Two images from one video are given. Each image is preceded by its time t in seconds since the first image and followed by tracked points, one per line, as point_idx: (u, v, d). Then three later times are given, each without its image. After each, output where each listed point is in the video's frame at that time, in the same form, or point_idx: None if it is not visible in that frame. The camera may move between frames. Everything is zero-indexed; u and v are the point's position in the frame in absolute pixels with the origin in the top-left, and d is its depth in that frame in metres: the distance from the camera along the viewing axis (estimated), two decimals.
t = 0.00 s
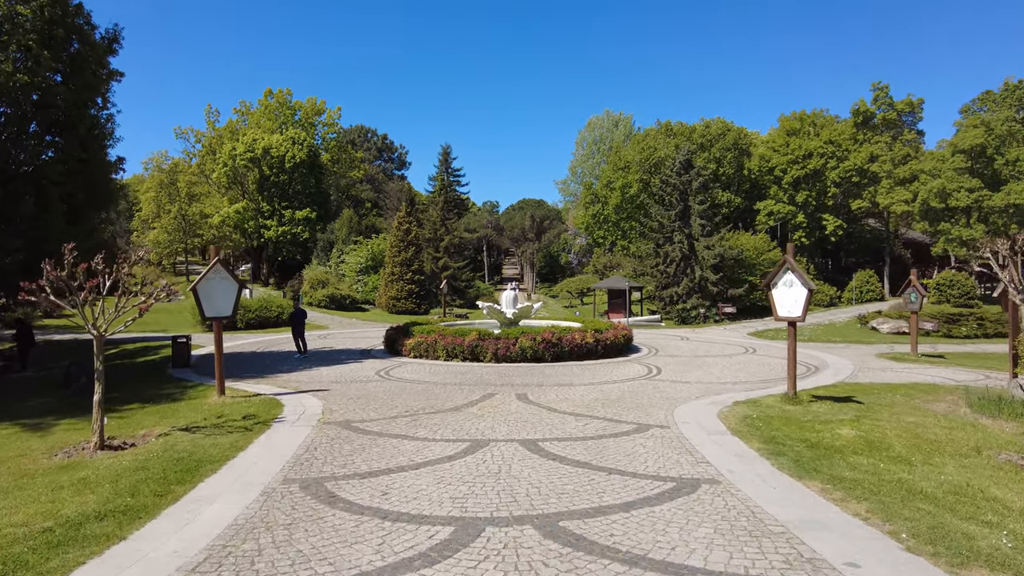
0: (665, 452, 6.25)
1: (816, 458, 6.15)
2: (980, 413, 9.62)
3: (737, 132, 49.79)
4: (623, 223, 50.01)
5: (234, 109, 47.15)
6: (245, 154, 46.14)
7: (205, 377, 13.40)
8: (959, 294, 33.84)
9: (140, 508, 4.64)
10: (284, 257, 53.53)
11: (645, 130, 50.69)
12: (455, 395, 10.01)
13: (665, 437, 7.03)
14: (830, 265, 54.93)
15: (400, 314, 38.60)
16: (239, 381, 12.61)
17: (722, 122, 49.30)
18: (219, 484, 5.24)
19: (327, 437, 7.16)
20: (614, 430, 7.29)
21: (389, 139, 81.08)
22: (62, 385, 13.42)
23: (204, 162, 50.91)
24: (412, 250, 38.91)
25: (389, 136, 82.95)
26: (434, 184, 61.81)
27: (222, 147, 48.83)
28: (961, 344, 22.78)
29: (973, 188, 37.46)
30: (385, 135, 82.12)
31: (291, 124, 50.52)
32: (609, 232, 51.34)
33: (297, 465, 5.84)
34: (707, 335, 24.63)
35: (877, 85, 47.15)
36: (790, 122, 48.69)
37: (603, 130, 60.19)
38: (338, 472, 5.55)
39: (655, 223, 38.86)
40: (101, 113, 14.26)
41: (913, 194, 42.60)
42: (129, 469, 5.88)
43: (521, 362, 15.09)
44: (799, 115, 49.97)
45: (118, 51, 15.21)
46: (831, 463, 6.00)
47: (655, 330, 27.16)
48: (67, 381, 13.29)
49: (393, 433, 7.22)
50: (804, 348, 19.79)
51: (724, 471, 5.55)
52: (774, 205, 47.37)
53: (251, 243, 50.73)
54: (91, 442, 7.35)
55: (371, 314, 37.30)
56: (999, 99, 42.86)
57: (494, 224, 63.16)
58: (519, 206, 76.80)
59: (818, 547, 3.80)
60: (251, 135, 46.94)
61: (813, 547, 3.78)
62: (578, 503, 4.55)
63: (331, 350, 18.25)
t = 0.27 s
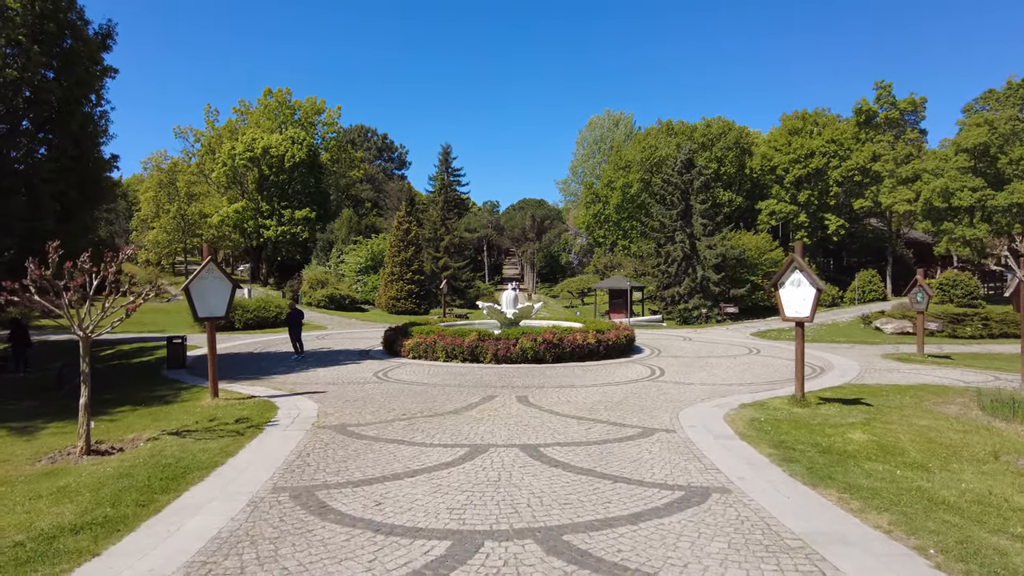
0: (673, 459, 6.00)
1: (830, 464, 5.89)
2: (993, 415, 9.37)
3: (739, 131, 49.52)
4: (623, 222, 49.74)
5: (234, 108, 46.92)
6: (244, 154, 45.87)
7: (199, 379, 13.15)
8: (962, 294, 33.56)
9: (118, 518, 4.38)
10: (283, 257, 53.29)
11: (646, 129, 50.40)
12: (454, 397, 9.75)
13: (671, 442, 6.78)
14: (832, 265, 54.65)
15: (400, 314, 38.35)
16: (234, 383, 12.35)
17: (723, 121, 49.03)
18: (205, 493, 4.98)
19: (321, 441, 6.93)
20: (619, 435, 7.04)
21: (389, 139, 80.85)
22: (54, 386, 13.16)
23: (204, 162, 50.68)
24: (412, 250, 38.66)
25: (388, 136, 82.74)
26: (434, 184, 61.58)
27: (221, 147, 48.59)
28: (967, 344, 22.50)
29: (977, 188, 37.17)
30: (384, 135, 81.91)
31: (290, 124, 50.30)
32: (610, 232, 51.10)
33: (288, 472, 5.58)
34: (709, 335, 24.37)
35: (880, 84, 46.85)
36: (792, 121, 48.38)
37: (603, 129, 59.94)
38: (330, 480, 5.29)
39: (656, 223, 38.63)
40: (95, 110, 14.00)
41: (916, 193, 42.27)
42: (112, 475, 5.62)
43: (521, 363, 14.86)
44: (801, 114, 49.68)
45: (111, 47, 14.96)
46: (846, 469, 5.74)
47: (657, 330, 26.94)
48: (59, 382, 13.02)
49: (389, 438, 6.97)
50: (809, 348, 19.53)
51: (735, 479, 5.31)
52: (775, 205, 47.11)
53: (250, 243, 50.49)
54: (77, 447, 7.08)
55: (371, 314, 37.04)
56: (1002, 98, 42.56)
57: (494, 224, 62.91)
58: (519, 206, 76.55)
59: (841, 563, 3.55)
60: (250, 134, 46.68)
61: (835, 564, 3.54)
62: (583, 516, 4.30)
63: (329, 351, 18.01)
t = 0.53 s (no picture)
0: (678, 463, 5.74)
1: (843, 468, 5.63)
2: (1005, 416, 9.11)
3: (740, 130, 49.27)
4: (624, 222, 49.46)
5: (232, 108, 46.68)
6: (243, 153, 45.62)
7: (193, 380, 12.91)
8: (966, 293, 33.28)
9: (92, 527, 4.12)
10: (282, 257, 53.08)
11: (647, 128, 50.15)
12: (452, 398, 9.50)
13: (676, 445, 6.53)
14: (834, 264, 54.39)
15: (399, 314, 38.10)
16: (228, 384, 12.11)
17: (724, 119, 48.78)
18: (187, 501, 4.72)
19: (313, 445, 6.68)
20: (622, 437, 6.80)
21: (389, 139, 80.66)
22: (45, 388, 12.92)
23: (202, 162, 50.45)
24: (411, 249, 38.41)
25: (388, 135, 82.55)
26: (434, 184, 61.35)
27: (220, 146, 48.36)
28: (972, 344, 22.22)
29: (980, 186, 36.90)
30: (384, 134, 81.73)
31: (289, 123, 50.08)
32: (610, 232, 50.88)
33: (276, 478, 5.34)
34: (711, 334, 24.12)
35: (881, 82, 46.59)
36: (794, 120, 48.09)
37: (603, 129, 59.71)
38: (319, 486, 5.04)
39: (657, 222, 38.39)
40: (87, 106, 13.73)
41: (919, 192, 41.95)
42: (91, 481, 5.36)
43: (521, 363, 14.61)
44: (802, 112, 49.41)
45: (104, 43, 14.72)
46: (860, 473, 5.49)
47: (658, 330, 26.71)
48: (50, 384, 12.78)
49: (383, 441, 6.72)
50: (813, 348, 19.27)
51: (745, 485, 5.05)
52: (777, 203, 46.90)
53: (249, 243, 50.24)
54: (61, 450, 6.83)
55: (370, 314, 36.79)
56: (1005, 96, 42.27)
57: (495, 223, 62.68)
58: (519, 206, 76.33)
59: None
60: (249, 134, 46.44)
61: None
62: (586, 527, 4.04)
63: (326, 351, 17.76)
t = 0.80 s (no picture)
0: (688, 471, 5.48)
1: (859, 475, 5.38)
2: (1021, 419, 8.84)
3: (742, 129, 49.03)
4: (625, 222, 49.25)
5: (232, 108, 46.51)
6: (242, 153, 45.42)
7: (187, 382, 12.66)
8: (970, 293, 32.99)
9: (65, 542, 3.87)
10: (282, 257, 52.86)
11: (648, 127, 49.91)
12: (451, 401, 9.24)
13: (685, 451, 6.26)
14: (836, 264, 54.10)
15: (399, 315, 37.86)
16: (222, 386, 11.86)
17: (726, 118, 48.54)
18: (170, 512, 4.46)
19: (306, 450, 6.43)
20: (627, 443, 6.55)
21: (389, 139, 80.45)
22: (38, 390, 12.68)
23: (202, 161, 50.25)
24: (411, 249, 38.17)
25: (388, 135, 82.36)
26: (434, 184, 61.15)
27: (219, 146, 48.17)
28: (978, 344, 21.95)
29: (983, 185, 36.60)
30: (385, 134, 81.54)
31: (289, 123, 49.89)
32: (611, 232, 50.66)
33: (266, 486, 5.09)
34: (714, 335, 23.86)
35: (884, 81, 46.31)
36: (796, 119, 47.87)
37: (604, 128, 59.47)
38: (310, 496, 4.80)
39: (658, 222, 38.15)
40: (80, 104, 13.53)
41: (922, 191, 41.58)
42: (71, 490, 5.10)
43: (522, 364, 14.38)
44: (804, 111, 49.14)
45: (97, 39, 14.50)
46: (878, 480, 5.23)
47: (661, 330, 26.44)
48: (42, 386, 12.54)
49: (379, 447, 6.47)
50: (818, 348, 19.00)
51: (759, 494, 4.80)
52: (779, 203, 46.67)
53: (248, 243, 50.04)
54: (45, 456, 6.57)
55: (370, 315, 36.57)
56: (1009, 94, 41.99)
57: (495, 223, 62.45)
58: (520, 206, 76.11)
59: None
60: (248, 134, 46.25)
61: None
62: (593, 542, 3.79)
63: (324, 352, 17.51)
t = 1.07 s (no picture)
0: (698, 477, 5.22)
1: (879, 482, 5.12)
2: None
3: (744, 128, 48.75)
4: (626, 221, 48.98)
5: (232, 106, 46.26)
6: (242, 152, 45.19)
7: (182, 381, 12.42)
8: (974, 293, 32.68)
9: (34, 554, 3.60)
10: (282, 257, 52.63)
11: (650, 126, 49.63)
12: (451, 403, 8.98)
13: (694, 457, 6.00)
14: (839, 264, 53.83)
15: (399, 314, 37.61)
16: (217, 386, 11.60)
17: (728, 117, 48.27)
18: (151, 521, 4.21)
19: (300, 454, 6.18)
20: (634, 446, 6.29)
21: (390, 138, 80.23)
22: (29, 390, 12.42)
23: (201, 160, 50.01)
24: (411, 248, 37.90)
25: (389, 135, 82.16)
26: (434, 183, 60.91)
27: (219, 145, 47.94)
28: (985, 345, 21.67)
29: (988, 184, 36.29)
30: (385, 133, 81.32)
31: (289, 122, 49.66)
32: (612, 231, 50.42)
33: (256, 493, 4.84)
34: (718, 335, 23.59)
35: (887, 80, 45.98)
36: (798, 118, 47.59)
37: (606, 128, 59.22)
38: (302, 504, 4.55)
39: (660, 221, 37.87)
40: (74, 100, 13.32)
41: (926, 190, 41.23)
42: (50, 496, 4.84)
43: (523, 364, 14.12)
44: (807, 110, 48.84)
45: (91, 33, 14.26)
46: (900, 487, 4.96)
47: (663, 330, 26.15)
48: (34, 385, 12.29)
49: (375, 451, 6.21)
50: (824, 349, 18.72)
51: (774, 503, 4.54)
52: (781, 202, 46.43)
53: (248, 242, 49.82)
54: (28, 459, 6.32)
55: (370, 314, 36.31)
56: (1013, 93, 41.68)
57: (496, 223, 62.22)
58: (521, 205, 75.86)
59: None
60: (248, 132, 46.02)
61: None
62: (601, 556, 3.53)
63: (323, 352, 17.26)
